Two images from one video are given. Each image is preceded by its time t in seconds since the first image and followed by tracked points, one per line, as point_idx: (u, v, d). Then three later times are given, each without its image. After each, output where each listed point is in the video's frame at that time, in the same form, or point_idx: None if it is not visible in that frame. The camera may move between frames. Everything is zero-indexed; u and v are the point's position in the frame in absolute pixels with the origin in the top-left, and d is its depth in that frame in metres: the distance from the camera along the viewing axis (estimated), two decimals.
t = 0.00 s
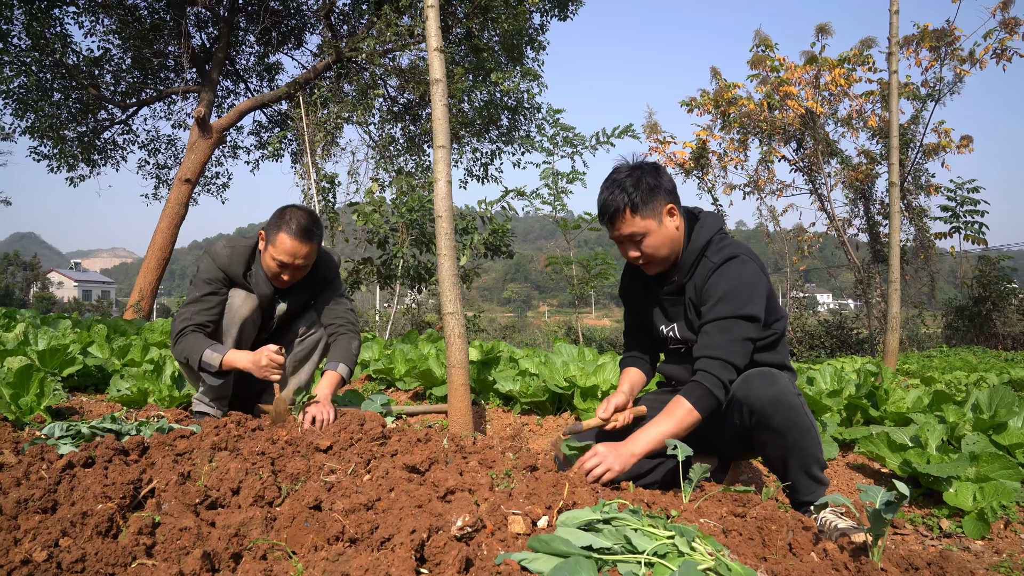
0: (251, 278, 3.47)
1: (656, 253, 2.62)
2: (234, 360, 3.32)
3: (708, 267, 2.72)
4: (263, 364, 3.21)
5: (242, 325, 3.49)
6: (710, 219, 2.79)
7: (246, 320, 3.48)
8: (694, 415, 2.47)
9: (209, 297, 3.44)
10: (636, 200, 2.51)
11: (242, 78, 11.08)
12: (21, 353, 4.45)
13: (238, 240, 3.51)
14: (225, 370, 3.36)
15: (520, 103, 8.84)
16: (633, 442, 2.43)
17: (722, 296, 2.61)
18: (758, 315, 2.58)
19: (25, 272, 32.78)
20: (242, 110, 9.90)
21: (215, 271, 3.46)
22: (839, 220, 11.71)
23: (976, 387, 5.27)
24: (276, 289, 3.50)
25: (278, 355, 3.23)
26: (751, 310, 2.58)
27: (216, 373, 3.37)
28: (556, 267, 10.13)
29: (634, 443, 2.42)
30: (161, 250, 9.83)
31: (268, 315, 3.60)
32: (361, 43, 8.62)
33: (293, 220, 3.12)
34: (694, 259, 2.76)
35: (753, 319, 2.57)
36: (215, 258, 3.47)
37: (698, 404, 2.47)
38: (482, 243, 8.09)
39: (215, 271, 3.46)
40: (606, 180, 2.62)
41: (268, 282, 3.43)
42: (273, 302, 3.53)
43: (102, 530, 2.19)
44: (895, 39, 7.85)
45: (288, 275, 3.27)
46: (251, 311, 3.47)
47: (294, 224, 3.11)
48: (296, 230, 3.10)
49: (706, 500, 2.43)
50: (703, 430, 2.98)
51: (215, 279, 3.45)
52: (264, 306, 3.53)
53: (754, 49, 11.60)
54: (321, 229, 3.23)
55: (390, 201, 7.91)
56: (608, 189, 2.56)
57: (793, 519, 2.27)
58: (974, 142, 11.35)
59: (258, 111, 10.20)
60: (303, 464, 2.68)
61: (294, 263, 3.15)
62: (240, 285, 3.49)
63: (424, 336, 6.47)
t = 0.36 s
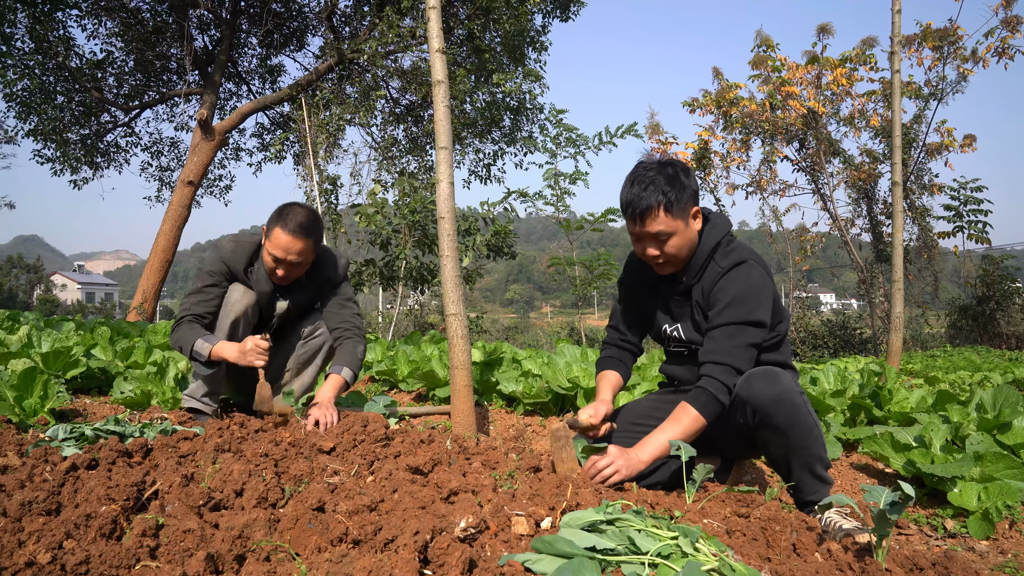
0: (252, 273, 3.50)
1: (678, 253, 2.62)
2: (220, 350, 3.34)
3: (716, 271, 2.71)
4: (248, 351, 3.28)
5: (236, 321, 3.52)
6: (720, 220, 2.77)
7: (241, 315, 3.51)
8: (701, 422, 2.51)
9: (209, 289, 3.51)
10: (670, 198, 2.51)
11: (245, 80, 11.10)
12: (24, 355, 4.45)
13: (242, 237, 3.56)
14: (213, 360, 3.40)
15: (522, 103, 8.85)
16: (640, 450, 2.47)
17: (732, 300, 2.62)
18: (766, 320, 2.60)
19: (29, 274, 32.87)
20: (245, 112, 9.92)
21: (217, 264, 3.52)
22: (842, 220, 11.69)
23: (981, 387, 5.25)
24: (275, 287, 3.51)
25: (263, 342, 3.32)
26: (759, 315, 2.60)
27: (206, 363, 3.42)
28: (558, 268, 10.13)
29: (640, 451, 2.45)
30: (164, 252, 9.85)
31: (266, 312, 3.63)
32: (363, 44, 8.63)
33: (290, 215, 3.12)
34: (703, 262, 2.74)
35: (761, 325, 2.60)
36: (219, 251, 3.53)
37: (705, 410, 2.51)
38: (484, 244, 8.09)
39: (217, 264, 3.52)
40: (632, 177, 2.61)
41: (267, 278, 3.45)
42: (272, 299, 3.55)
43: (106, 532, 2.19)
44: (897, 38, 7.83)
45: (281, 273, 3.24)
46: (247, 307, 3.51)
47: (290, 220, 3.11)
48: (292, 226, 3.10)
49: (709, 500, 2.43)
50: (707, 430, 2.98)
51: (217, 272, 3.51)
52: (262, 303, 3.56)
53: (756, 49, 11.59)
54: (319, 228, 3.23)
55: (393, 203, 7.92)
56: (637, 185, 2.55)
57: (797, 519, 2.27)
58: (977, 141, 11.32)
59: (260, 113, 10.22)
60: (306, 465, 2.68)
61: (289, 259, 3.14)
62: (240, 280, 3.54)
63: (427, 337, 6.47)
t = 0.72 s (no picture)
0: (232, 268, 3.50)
1: (688, 254, 2.63)
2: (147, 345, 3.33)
3: (723, 274, 2.72)
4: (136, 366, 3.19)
5: (214, 317, 3.42)
6: (730, 223, 2.77)
7: (219, 311, 3.42)
8: (703, 425, 2.52)
9: (186, 284, 3.52)
10: (685, 199, 2.52)
11: (246, 81, 11.11)
12: (26, 357, 4.45)
13: (227, 232, 3.56)
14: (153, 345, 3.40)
15: (524, 104, 8.86)
16: (641, 452, 2.46)
17: (739, 305, 2.63)
18: (772, 325, 2.61)
19: (30, 275, 32.90)
20: (246, 112, 9.93)
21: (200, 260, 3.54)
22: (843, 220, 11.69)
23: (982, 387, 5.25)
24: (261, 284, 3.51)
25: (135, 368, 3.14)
26: (765, 320, 2.61)
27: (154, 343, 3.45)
28: (560, 268, 10.14)
29: (640, 453, 2.44)
30: (166, 253, 9.86)
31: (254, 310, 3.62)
32: (364, 45, 8.65)
33: (273, 209, 3.14)
34: (712, 265, 2.75)
35: (767, 331, 2.61)
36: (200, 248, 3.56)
37: (708, 413, 2.52)
38: (486, 245, 8.11)
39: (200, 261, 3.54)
40: (643, 175, 2.63)
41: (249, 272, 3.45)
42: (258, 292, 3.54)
43: (108, 532, 2.20)
44: (898, 38, 7.84)
45: (269, 269, 3.25)
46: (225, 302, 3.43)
47: (274, 214, 3.13)
48: (275, 220, 3.12)
49: (711, 500, 2.44)
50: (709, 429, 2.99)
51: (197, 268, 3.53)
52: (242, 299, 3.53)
53: (757, 49, 11.59)
54: (302, 221, 3.24)
55: (395, 204, 7.93)
56: (649, 185, 2.56)
57: (798, 518, 2.27)
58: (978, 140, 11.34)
59: (261, 114, 10.23)
60: (308, 466, 2.69)
61: (271, 254, 3.14)
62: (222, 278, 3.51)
63: (429, 338, 6.48)
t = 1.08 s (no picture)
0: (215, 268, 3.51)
1: (677, 251, 2.61)
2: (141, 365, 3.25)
3: (726, 275, 2.72)
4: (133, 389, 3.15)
5: (205, 317, 3.47)
6: (733, 223, 2.76)
7: (209, 311, 3.47)
8: (705, 425, 2.52)
9: (172, 291, 3.49)
10: (678, 194, 2.52)
11: (246, 82, 11.11)
12: (27, 358, 4.43)
13: (203, 236, 3.60)
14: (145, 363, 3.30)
15: (524, 104, 8.86)
16: (642, 453, 2.47)
17: (740, 306, 2.63)
18: (774, 326, 2.62)
19: (32, 276, 32.96)
20: (247, 113, 9.93)
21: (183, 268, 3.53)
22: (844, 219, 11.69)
23: (984, 387, 5.24)
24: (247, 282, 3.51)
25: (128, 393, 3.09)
26: (767, 321, 2.61)
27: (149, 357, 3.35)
28: (561, 268, 10.14)
29: (641, 454, 2.46)
30: (167, 254, 9.87)
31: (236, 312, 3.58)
32: (365, 45, 8.65)
33: (255, 204, 3.15)
34: (714, 265, 2.75)
35: (769, 331, 2.61)
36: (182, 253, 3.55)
37: (707, 413, 2.52)
38: (487, 245, 8.11)
39: (183, 267, 3.53)
40: (649, 167, 2.63)
41: (235, 271, 3.45)
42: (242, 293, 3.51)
43: (109, 533, 2.21)
44: (898, 38, 7.84)
45: (258, 266, 3.26)
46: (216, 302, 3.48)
47: (256, 209, 3.14)
48: (258, 215, 3.13)
49: (712, 500, 2.44)
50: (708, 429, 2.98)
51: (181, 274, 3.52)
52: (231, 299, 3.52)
53: (757, 49, 11.59)
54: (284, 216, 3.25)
55: (396, 204, 7.93)
56: (651, 175, 2.57)
57: (799, 518, 2.27)
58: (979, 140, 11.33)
59: (262, 115, 10.24)
60: (309, 466, 2.70)
61: (261, 251, 3.16)
62: (206, 279, 3.53)
63: (430, 339, 6.48)
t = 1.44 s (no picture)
0: (191, 264, 3.48)
1: (658, 242, 2.65)
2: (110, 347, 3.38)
3: (724, 272, 2.72)
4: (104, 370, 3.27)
5: (186, 313, 3.40)
6: (731, 221, 2.77)
7: (190, 306, 3.40)
8: (704, 424, 2.52)
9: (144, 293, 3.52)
10: (662, 183, 2.56)
11: (246, 80, 11.10)
12: (27, 357, 4.41)
13: (180, 233, 3.59)
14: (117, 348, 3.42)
15: (525, 102, 8.85)
16: (643, 451, 2.47)
17: (739, 304, 2.63)
18: (772, 324, 2.62)
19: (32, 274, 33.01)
20: (246, 112, 9.92)
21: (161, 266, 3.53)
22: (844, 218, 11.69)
23: (983, 386, 5.24)
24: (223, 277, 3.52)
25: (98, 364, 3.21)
26: (766, 319, 2.61)
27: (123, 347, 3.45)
28: (561, 266, 10.14)
29: (641, 453, 2.46)
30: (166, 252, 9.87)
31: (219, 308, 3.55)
32: (365, 44, 8.64)
33: (222, 197, 3.16)
34: (711, 261, 2.75)
35: (767, 329, 2.61)
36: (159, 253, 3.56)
37: (707, 412, 2.52)
38: (486, 244, 8.11)
39: (161, 267, 3.52)
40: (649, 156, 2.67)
41: (210, 266, 3.45)
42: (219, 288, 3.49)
43: (109, 532, 2.21)
44: (899, 36, 7.83)
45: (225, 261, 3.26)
46: (195, 297, 3.41)
47: (224, 202, 3.15)
48: (225, 208, 3.15)
49: (712, 499, 2.44)
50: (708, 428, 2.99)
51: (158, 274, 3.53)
52: (212, 295, 3.49)
53: (758, 47, 11.58)
54: (254, 209, 3.27)
55: (395, 202, 7.93)
56: (647, 160, 2.62)
57: (799, 516, 2.27)
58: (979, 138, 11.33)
59: (262, 113, 10.22)
60: (309, 465, 2.70)
61: (225, 243, 3.16)
62: (184, 275, 3.50)
63: (429, 337, 6.48)
